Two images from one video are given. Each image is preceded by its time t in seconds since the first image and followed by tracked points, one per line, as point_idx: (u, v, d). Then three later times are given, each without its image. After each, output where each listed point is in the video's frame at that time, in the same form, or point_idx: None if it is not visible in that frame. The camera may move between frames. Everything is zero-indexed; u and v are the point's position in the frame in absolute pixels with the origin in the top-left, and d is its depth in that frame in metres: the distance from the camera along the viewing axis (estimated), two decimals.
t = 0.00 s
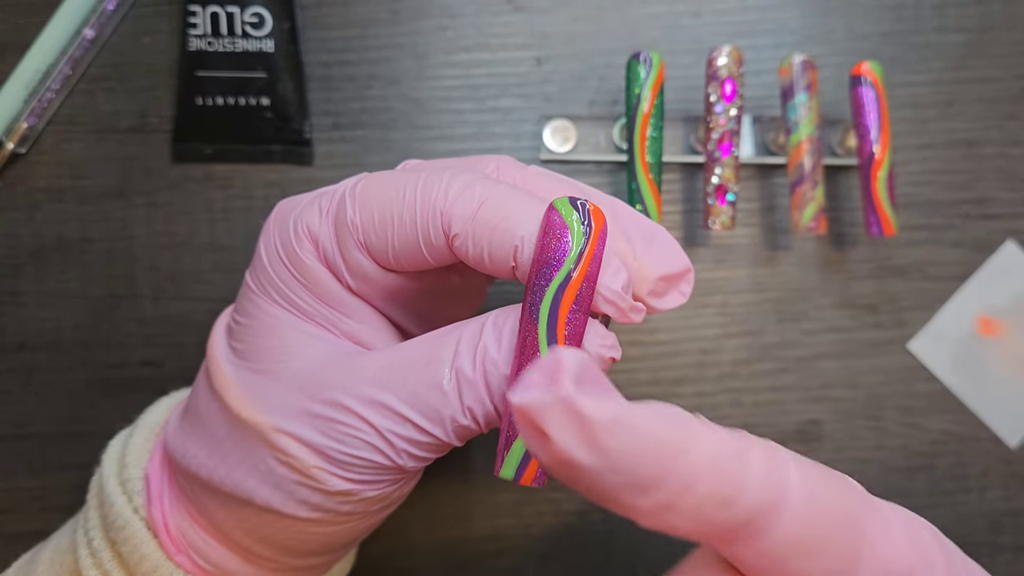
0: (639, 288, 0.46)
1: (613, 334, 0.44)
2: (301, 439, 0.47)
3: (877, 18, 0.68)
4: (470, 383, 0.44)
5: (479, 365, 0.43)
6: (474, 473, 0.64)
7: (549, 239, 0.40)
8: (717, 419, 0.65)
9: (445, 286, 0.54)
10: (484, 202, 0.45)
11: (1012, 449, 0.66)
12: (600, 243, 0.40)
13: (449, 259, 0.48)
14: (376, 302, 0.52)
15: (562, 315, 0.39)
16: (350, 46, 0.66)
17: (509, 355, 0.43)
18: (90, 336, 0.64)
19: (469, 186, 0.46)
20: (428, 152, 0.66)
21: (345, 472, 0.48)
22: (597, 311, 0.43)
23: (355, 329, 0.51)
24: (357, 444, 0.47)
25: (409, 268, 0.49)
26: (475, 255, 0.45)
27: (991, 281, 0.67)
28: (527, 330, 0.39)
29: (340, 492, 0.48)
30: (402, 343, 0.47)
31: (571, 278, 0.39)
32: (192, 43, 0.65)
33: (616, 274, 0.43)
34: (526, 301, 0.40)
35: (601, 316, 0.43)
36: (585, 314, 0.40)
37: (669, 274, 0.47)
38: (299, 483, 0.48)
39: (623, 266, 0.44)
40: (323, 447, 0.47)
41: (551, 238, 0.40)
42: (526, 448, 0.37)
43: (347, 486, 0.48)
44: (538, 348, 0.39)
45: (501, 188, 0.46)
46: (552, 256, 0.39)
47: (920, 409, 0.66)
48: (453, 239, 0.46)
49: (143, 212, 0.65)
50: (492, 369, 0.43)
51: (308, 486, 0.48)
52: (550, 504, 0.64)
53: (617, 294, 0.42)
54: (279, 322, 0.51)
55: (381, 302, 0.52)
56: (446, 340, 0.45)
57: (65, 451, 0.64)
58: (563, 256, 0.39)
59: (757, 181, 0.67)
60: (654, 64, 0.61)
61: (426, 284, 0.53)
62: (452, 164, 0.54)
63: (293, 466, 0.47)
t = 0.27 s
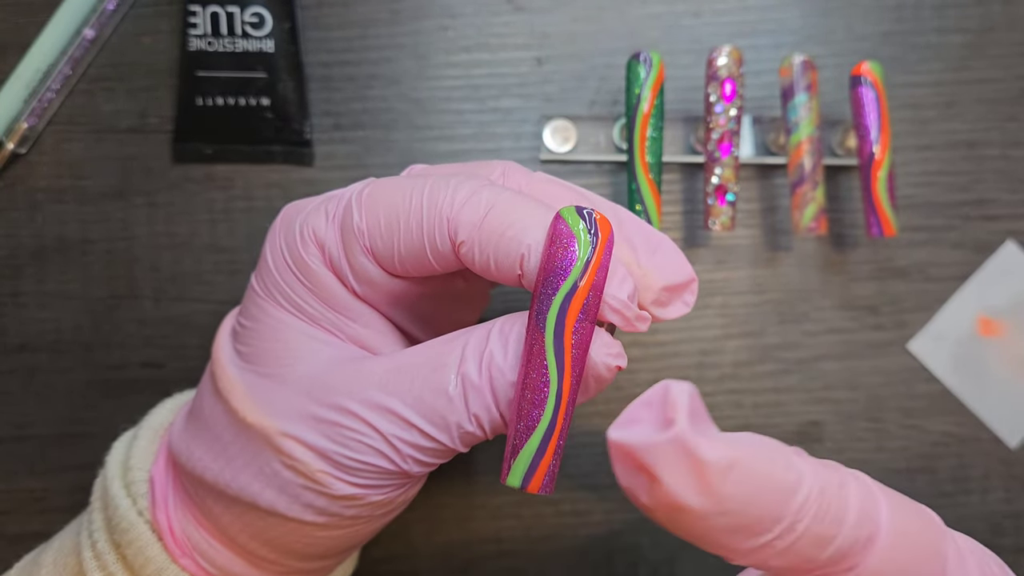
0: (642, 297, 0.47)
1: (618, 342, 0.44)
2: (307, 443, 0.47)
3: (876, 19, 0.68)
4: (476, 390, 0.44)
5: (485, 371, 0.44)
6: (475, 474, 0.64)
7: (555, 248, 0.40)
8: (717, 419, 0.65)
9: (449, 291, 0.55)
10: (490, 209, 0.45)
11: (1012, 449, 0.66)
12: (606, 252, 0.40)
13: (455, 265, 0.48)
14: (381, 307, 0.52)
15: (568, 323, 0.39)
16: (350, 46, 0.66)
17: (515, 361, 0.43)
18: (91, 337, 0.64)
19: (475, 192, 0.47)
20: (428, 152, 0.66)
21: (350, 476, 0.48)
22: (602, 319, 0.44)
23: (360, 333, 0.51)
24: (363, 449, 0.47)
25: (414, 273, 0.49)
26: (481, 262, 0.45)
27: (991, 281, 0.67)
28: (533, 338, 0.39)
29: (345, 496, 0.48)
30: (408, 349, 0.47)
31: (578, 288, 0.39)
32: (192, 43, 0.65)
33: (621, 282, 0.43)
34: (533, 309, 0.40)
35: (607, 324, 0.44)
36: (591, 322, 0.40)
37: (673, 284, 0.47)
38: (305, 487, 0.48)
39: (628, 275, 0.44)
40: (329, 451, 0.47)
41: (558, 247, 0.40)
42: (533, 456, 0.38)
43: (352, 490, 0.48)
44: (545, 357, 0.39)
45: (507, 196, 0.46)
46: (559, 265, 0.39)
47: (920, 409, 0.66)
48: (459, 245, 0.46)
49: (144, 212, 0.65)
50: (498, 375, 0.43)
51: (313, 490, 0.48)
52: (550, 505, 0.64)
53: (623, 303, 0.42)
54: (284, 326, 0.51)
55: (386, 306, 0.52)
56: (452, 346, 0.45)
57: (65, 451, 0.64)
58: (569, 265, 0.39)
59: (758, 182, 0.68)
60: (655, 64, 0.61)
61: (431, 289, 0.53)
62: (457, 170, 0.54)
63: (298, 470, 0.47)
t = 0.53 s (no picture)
0: (639, 294, 0.46)
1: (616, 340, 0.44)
2: (306, 440, 0.47)
3: (876, 18, 0.68)
4: (474, 386, 0.44)
5: (483, 368, 0.44)
6: (475, 473, 0.64)
7: (551, 244, 0.40)
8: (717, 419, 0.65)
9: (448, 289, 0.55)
10: (487, 207, 0.45)
11: (1012, 449, 0.66)
12: (601, 247, 0.40)
13: (452, 262, 0.48)
14: (380, 304, 0.52)
15: (565, 319, 0.39)
16: (350, 46, 0.66)
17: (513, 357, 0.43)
18: (90, 336, 0.64)
19: (472, 190, 0.46)
20: (428, 152, 0.66)
21: (350, 472, 0.48)
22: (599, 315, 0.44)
23: (359, 331, 0.51)
24: (362, 446, 0.47)
25: (411, 271, 0.49)
26: (478, 259, 0.45)
27: (991, 281, 0.67)
28: (530, 335, 0.39)
29: (344, 493, 0.48)
30: (407, 345, 0.47)
31: (574, 284, 0.39)
32: (192, 43, 0.65)
33: (617, 278, 0.43)
34: (529, 305, 0.40)
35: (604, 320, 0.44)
36: (588, 317, 0.40)
37: (668, 282, 0.47)
38: (304, 483, 0.48)
39: (625, 271, 0.44)
40: (328, 448, 0.47)
41: (553, 243, 0.40)
42: (532, 453, 0.39)
43: (352, 487, 0.48)
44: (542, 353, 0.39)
45: (503, 193, 0.46)
46: (554, 260, 0.39)
47: (920, 409, 0.66)
48: (456, 242, 0.46)
49: (144, 212, 0.65)
50: (496, 372, 0.43)
51: (312, 486, 0.48)
52: (550, 504, 0.64)
53: (620, 299, 0.42)
54: (282, 323, 0.51)
55: (385, 303, 0.52)
56: (449, 343, 0.45)
57: (64, 450, 0.64)
58: (565, 261, 0.39)
59: (758, 181, 0.67)
60: (655, 64, 0.61)
61: (429, 286, 0.53)
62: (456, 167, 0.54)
63: (298, 467, 0.47)
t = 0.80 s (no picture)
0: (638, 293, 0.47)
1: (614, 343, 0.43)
2: (302, 446, 0.47)
3: (877, 18, 0.68)
4: (470, 392, 0.44)
5: (479, 373, 0.43)
6: (475, 473, 0.64)
7: (548, 249, 0.40)
8: (717, 419, 0.65)
9: (442, 288, 0.54)
10: (482, 213, 0.45)
11: (1012, 450, 0.66)
12: (599, 251, 0.40)
13: (446, 267, 0.48)
14: (375, 308, 0.52)
15: (563, 324, 0.39)
16: (350, 46, 0.66)
17: (510, 363, 0.43)
18: (90, 337, 0.64)
19: (466, 196, 0.46)
20: (428, 152, 0.66)
21: (347, 478, 0.48)
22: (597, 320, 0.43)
23: (354, 335, 0.51)
24: (358, 453, 0.47)
25: (405, 276, 0.49)
26: (473, 266, 0.45)
27: (991, 281, 0.67)
28: (528, 340, 0.39)
29: (342, 498, 0.48)
30: (402, 351, 0.47)
31: (571, 288, 0.39)
32: (192, 43, 0.65)
33: (617, 282, 0.43)
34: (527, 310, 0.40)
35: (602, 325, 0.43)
36: (586, 322, 0.40)
37: (668, 278, 0.47)
38: (301, 489, 0.48)
39: (623, 274, 0.44)
40: (324, 454, 0.47)
41: (550, 247, 0.40)
42: (529, 460, 0.39)
43: (349, 492, 0.48)
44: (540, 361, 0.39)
45: (498, 199, 0.46)
46: (552, 265, 0.39)
47: (920, 410, 0.66)
48: (450, 249, 0.46)
49: (144, 212, 0.65)
50: (491, 377, 0.43)
51: (309, 493, 0.48)
52: (550, 504, 0.64)
53: (617, 304, 0.42)
54: (277, 329, 0.51)
55: (381, 307, 0.52)
56: (445, 347, 0.45)
57: (65, 451, 0.64)
58: (562, 266, 0.39)
59: (757, 182, 0.67)
60: (654, 64, 0.61)
61: (425, 289, 0.53)
62: (452, 168, 0.54)
63: (294, 473, 0.47)
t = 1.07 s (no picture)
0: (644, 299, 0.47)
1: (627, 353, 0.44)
2: (314, 453, 0.47)
3: (876, 19, 0.68)
4: (483, 403, 0.44)
5: (492, 385, 0.44)
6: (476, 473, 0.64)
7: (565, 265, 0.40)
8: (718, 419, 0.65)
9: (450, 293, 0.55)
10: (491, 225, 0.45)
11: (1012, 449, 0.66)
12: (615, 270, 0.40)
13: (453, 281, 0.48)
14: (383, 315, 0.52)
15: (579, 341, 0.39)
16: (350, 46, 0.66)
17: (524, 375, 0.43)
18: (91, 337, 0.64)
19: (474, 208, 0.46)
20: (428, 152, 0.66)
21: (359, 484, 0.48)
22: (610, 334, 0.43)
23: (363, 341, 0.51)
24: (370, 459, 0.47)
25: (413, 287, 0.49)
26: (482, 280, 0.46)
27: (991, 281, 0.68)
28: (541, 356, 0.40)
29: (355, 504, 0.48)
30: (414, 358, 0.47)
31: (588, 306, 0.39)
32: (192, 43, 0.65)
33: (629, 294, 0.43)
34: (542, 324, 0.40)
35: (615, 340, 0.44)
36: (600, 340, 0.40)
37: (673, 282, 0.47)
38: (314, 496, 0.48)
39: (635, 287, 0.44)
40: (337, 461, 0.47)
41: (567, 264, 0.40)
42: (541, 476, 0.39)
43: (362, 498, 0.48)
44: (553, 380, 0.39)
45: (507, 212, 0.46)
46: (568, 282, 0.39)
47: (920, 409, 0.66)
48: (459, 266, 0.46)
49: (144, 212, 0.65)
50: (505, 389, 0.43)
51: (322, 498, 0.48)
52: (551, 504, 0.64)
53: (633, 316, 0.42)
54: (285, 337, 0.50)
55: (388, 314, 0.52)
56: (458, 358, 0.45)
57: (65, 451, 0.64)
58: (579, 282, 0.39)
59: (757, 182, 0.67)
60: (655, 64, 0.61)
61: (431, 296, 0.53)
62: (455, 172, 0.54)
63: (307, 480, 0.47)
